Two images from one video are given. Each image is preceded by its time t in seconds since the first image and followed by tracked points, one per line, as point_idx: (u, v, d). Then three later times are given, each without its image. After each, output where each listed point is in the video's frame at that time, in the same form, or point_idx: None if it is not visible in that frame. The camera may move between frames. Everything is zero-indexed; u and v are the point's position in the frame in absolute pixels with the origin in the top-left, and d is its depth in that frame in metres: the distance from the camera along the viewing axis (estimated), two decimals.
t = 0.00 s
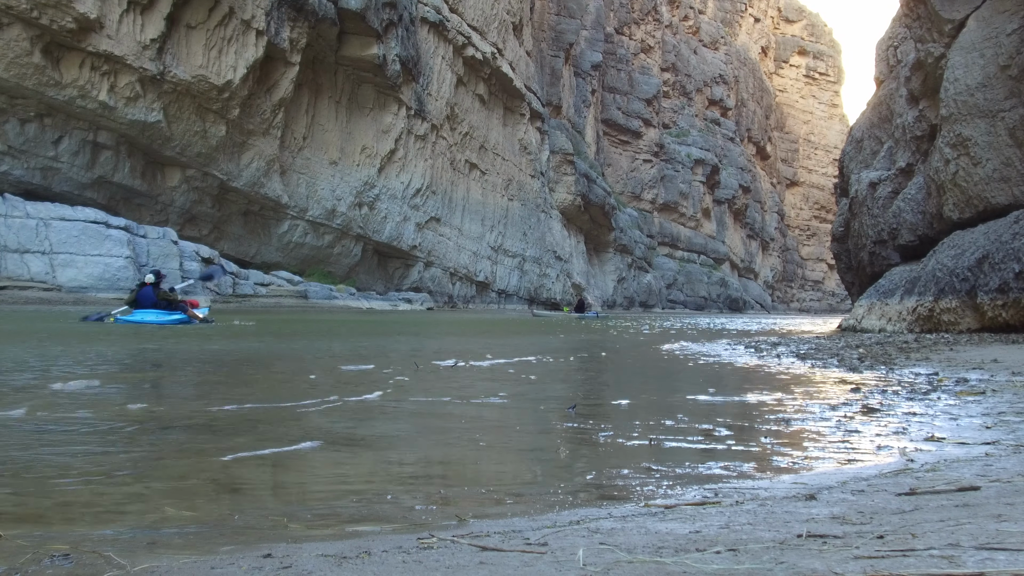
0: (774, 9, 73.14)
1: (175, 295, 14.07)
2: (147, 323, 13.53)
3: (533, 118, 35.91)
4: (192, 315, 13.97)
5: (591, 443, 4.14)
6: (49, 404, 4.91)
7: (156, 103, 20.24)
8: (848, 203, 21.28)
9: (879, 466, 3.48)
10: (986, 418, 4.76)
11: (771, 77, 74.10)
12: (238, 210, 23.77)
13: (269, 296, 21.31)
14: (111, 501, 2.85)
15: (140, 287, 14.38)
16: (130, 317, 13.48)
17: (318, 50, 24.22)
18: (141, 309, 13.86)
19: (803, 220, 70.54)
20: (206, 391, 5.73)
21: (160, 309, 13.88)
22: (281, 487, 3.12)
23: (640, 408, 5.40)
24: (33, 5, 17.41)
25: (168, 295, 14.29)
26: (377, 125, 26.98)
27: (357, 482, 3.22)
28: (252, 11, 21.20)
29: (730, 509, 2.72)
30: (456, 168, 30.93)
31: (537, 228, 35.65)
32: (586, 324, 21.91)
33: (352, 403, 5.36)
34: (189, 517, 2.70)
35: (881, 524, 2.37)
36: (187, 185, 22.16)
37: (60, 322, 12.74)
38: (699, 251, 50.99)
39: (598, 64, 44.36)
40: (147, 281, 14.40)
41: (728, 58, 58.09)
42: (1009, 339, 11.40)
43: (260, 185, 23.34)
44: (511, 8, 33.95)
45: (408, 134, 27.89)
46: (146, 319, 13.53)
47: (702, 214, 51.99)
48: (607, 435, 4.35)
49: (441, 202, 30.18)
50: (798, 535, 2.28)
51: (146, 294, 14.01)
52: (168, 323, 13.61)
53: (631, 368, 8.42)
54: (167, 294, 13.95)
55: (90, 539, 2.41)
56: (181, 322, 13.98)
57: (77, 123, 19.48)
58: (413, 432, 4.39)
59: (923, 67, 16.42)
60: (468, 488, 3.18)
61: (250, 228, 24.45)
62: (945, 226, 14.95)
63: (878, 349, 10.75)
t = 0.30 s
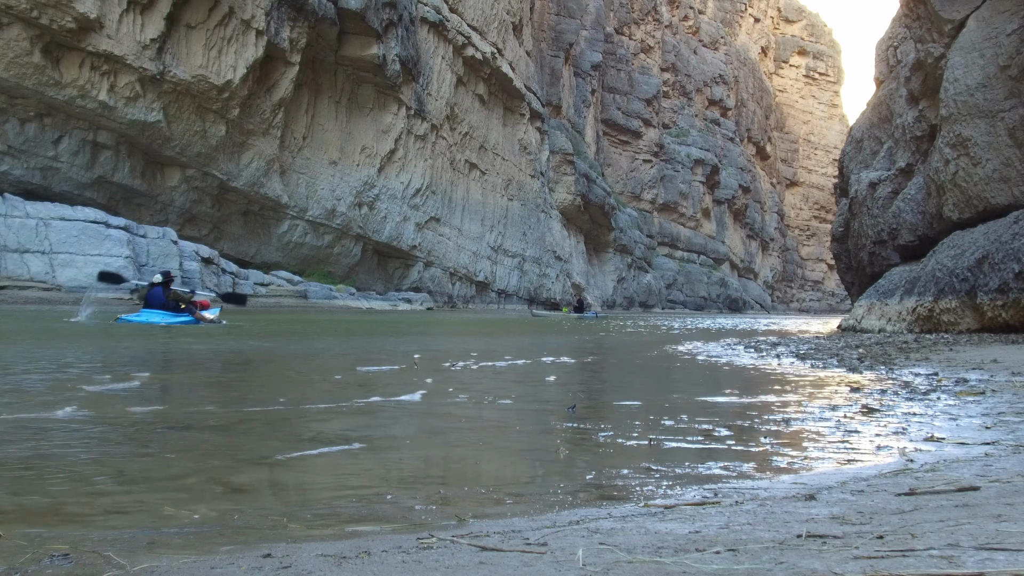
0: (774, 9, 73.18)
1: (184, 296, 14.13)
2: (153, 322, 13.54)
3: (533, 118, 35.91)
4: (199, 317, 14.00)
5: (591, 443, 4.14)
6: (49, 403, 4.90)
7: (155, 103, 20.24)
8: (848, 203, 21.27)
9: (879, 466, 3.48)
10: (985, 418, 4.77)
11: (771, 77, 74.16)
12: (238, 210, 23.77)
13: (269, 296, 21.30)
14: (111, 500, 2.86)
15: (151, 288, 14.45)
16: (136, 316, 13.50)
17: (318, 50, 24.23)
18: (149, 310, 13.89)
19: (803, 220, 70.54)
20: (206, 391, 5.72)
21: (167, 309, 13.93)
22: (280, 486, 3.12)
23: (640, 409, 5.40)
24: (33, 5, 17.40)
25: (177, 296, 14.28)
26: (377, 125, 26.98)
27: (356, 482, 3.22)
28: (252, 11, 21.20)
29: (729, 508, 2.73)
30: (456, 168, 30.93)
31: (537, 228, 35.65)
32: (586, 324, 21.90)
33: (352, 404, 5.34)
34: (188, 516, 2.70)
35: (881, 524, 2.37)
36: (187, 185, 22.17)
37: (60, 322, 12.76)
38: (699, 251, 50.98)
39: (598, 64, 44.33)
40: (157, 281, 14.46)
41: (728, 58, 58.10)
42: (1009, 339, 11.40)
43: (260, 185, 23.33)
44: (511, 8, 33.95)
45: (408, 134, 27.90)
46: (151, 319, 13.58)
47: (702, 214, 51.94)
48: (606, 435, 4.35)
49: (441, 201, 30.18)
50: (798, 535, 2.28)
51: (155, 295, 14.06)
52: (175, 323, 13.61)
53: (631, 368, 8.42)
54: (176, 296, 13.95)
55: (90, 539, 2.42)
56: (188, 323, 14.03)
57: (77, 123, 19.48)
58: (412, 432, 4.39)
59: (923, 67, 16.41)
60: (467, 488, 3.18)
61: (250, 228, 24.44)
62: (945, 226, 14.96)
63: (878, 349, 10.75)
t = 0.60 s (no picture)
0: (774, 9, 73.22)
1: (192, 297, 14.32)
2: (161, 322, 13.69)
3: (533, 118, 35.91)
4: (207, 317, 14.19)
5: (590, 443, 4.14)
6: (47, 404, 4.89)
7: (155, 103, 20.24)
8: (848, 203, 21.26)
9: (878, 466, 3.48)
10: (985, 418, 4.77)
11: (771, 77, 74.25)
12: (237, 209, 23.77)
13: (269, 296, 21.30)
14: (109, 499, 2.87)
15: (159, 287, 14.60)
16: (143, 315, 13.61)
17: (318, 50, 24.23)
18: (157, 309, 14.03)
19: (802, 220, 70.55)
20: (204, 390, 5.70)
21: (175, 309, 14.11)
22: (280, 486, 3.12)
23: (640, 408, 5.39)
24: (33, 4, 17.39)
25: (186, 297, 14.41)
26: (377, 125, 26.99)
27: (355, 482, 3.22)
28: (252, 11, 21.19)
29: (729, 508, 2.73)
30: (455, 167, 30.93)
31: (537, 227, 35.65)
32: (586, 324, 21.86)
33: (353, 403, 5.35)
34: (188, 516, 2.70)
35: (880, 524, 2.37)
36: (187, 185, 22.17)
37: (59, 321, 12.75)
38: (699, 251, 50.97)
39: (598, 64, 44.34)
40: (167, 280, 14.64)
41: (727, 58, 58.12)
42: (1008, 339, 11.41)
43: (260, 184, 23.34)
44: (511, 8, 33.96)
45: (407, 134, 27.90)
46: (160, 318, 13.76)
47: (702, 214, 51.93)
48: (606, 435, 4.35)
49: (440, 201, 30.18)
50: (798, 535, 2.28)
51: (164, 295, 14.20)
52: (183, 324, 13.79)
53: (631, 368, 8.42)
54: (185, 296, 14.13)
55: (89, 538, 2.41)
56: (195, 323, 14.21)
57: (77, 122, 19.48)
58: (411, 432, 4.38)
59: (923, 67, 16.41)
60: (467, 488, 3.18)
61: (250, 228, 24.44)
62: (944, 226, 14.96)
63: (877, 349, 10.74)
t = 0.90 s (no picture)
0: (774, 9, 73.23)
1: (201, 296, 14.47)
2: (173, 322, 13.76)
3: (533, 118, 35.90)
4: (216, 315, 14.36)
5: (589, 443, 4.14)
6: (46, 403, 4.87)
7: (155, 103, 20.24)
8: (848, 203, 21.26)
9: (878, 466, 3.48)
10: (985, 418, 4.77)
11: (771, 77, 74.23)
12: (237, 209, 23.78)
13: (269, 296, 21.29)
14: (109, 499, 2.86)
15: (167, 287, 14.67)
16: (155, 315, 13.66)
17: (318, 50, 24.23)
18: (167, 309, 14.11)
19: (802, 220, 70.54)
20: (203, 391, 5.68)
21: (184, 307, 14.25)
22: (280, 486, 3.12)
23: (639, 409, 5.39)
24: (33, 4, 17.37)
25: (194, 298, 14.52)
26: (377, 125, 26.98)
27: (354, 482, 3.21)
28: (252, 10, 21.17)
29: (729, 508, 2.72)
30: (455, 167, 30.92)
31: (537, 227, 35.65)
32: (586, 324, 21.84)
33: (353, 403, 5.34)
34: (188, 515, 2.70)
35: (880, 524, 2.37)
36: (187, 185, 22.18)
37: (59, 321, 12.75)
38: (699, 251, 50.97)
39: (598, 64, 44.35)
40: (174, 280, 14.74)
41: (728, 58, 58.12)
42: (1008, 339, 11.41)
43: (260, 184, 23.34)
44: (511, 8, 33.97)
45: (407, 134, 27.88)
46: (171, 317, 13.88)
47: (702, 213, 51.92)
48: (607, 435, 4.34)
49: (440, 201, 30.15)
50: (797, 535, 2.28)
51: (174, 295, 14.27)
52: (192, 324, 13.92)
53: (631, 368, 8.40)
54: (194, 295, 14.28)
55: (88, 538, 2.41)
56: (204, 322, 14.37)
57: (77, 122, 19.48)
58: (412, 432, 4.37)
59: (923, 67, 16.41)
60: (467, 488, 3.18)
61: (250, 228, 24.44)
62: (944, 226, 14.96)
63: (877, 349, 10.73)
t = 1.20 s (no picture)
0: (774, 9, 73.22)
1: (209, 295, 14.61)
2: (184, 322, 13.88)
3: (533, 117, 35.89)
4: (224, 313, 14.51)
5: (587, 442, 4.14)
6: (45, 403, 4.86)
7: (155, 102, 20.24)
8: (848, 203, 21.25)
9: (878, 466, 3.47)
10: (984, 418, 4.77)
11: (771, 77, 74.19)
12: (237, 209, 23.78)
13: (269, 295, 21.29)
14: (108, 498, 2.86)
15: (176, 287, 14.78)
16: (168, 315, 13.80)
17: (318, 49, 24.23)
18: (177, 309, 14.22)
19: (802, 220, 70.51)
20: (202, 390, 5.66)
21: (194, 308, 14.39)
22: (279, 484, 3.13)
23: (637, 408, 5.39)
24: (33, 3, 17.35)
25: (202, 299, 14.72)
26: (376, 125, 26.97)
27: (353, 482, 3.21)
28: (252, 10, 21.15)
29: (728, 508, 2.72)
30: (455, 167, 30.92)
31: (536, 227, 35.64)
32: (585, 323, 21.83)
33: (353, 403, 5.33)
34: (187, 514, 2.70)
35: (879, 524, 2.37)
36: (187, 184, 22.18)
37: (59, 320, 12.77)
38: (698, 250, 50.97)
39: (598, 64, 44.38)
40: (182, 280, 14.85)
41: (727, 58, 58.10)
42: (1007, 339, 11.41)
43: (260, 184, 23.34)
44: (511, 7, 33.96)
45: (407, 133, 27.86)
46: (183, 318, 14.03)
47: (701, 213, 51.95)
48: (606, 435, 4.34)
49: (440, 201, 30.15)
50: (797, 535, 2.27)
51: (184, 296, 14.40)
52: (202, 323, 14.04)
53: (631, 368, 8.38)
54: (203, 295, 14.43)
55: (88, 537, 2.42)
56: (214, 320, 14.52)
57: (76, 121, 19.47)
58: (410, 431, 4.38)
59: (923, 67, 16.42)
60: (466, 487, 3.19)
61: (249, 227, 24.45)
62: (944, 226, 14.97)
63: (876, 349, 10.71)
